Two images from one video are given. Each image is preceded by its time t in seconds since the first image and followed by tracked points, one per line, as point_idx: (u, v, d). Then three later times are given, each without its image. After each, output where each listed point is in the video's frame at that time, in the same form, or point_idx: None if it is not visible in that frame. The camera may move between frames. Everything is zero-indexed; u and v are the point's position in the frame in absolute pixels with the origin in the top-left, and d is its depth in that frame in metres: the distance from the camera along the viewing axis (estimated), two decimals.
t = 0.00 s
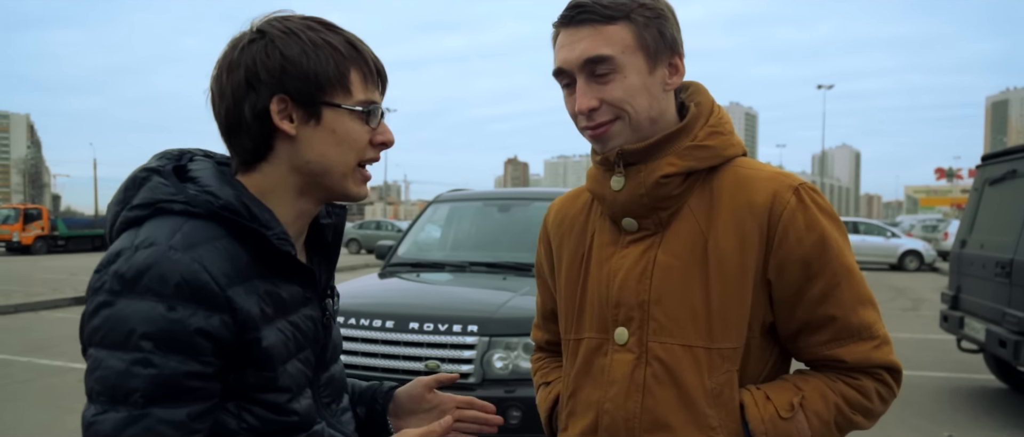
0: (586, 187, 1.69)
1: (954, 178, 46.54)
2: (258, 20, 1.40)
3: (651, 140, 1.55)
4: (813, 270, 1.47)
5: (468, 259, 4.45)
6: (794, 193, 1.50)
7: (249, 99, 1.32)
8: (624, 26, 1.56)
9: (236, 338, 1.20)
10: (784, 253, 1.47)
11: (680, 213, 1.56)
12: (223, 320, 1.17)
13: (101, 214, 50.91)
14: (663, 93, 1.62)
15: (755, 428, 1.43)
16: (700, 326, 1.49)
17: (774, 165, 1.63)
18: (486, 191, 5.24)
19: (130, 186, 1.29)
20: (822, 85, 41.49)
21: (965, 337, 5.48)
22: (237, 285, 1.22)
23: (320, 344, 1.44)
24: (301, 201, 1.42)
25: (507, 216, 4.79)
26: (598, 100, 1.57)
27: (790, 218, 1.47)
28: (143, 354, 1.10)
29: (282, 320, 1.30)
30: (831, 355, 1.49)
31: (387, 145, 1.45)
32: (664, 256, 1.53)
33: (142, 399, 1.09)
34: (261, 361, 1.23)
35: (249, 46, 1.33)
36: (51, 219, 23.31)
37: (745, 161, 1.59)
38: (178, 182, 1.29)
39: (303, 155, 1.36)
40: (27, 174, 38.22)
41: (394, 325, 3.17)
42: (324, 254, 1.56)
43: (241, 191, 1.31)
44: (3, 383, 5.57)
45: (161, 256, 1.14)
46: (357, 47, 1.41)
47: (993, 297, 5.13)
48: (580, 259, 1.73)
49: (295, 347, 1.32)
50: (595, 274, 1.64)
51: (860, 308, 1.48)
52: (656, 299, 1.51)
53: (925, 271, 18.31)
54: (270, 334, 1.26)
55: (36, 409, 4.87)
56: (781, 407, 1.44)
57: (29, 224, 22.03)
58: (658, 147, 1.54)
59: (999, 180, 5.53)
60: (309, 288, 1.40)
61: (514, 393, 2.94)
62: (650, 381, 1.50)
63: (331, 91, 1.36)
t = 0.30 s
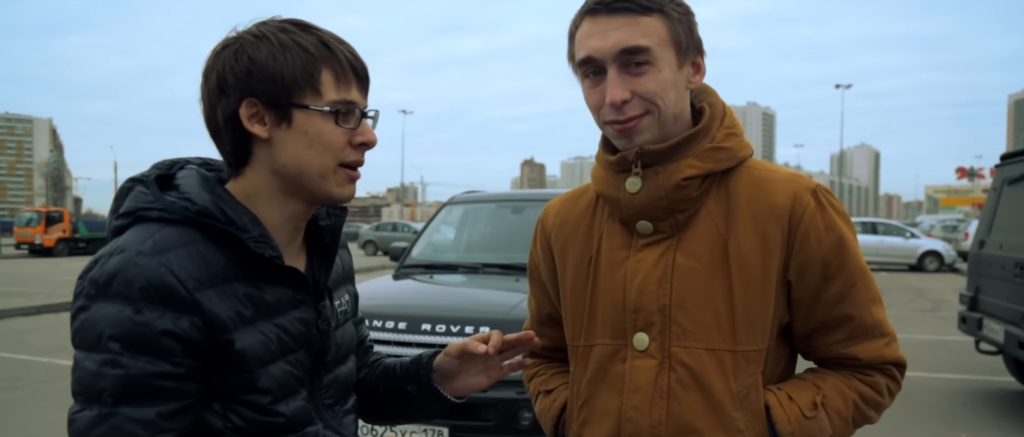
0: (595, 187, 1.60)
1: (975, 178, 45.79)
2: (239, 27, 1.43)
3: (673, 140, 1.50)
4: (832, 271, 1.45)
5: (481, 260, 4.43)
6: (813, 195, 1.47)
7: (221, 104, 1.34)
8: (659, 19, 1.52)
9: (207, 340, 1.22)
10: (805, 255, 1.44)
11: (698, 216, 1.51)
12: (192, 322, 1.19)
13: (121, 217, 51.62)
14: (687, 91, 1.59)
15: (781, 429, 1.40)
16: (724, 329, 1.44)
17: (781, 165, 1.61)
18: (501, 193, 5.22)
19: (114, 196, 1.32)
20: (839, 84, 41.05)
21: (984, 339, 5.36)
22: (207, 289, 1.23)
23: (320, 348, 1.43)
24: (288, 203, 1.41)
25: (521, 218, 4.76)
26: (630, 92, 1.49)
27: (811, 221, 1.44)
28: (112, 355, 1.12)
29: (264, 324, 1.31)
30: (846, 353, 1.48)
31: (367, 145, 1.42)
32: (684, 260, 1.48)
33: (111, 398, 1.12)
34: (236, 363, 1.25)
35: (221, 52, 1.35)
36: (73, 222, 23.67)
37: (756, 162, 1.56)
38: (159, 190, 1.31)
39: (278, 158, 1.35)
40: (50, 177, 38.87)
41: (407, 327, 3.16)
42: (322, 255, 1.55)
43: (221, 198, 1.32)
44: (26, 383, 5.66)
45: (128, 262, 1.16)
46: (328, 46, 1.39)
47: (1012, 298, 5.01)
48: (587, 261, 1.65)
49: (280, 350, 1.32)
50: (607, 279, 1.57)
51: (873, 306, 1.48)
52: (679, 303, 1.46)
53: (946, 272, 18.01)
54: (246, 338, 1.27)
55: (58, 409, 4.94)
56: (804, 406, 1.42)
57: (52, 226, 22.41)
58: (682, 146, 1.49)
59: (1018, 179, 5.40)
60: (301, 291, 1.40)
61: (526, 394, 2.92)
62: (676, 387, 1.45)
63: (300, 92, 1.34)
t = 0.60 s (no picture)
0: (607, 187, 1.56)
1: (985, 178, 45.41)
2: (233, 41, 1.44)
3: (692, 141, 1.46)
4: (847, 276, 1.42)
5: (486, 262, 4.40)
6: (829, 200, 1.44)
7: (215, 125, 1.37)
8: (686, 16, 1.49)
9: (177, 340, 1.25)
10: (822, 261, 1.41)
11: (712, 220, 1.47)
12: (161, 323, 1.23)
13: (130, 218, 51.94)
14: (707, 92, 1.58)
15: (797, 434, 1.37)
16: (739, 332, 1.42)
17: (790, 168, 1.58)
18: (506, 194, 5.19)
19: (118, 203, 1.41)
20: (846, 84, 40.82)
21: (991, 341, 5.30)
22: (181, 291, 1.27)
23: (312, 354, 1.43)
24: (289, 213, 1.41)
25: (526, 220, 4.74)
26: (656, 89, 1.46)
27: (828, 226, 1.41)
28: (84, 350, 1.17)
29: (245, 327, 1.33)
30: (855, 358, 1.45)
31: (364, 156, 1.38)
32: (699, 263, 1.45)
33: (81, 390, 1.17)
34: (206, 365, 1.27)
35: (212, 72, 1.38)
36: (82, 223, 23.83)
37: (770, 166, 1.53)
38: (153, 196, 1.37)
39: (274, 175, 1.35)
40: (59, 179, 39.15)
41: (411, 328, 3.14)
42: (322, 260, 1.52)
43: (207, 203, 1.36)
44: (33, 383, 5.69)
45: (104, 263, 1.22)
46: (315, 60, 1.37)
47: (1020, 300, 4.95)
48: (596, 263, 1.61)
49: (261, 354, 1.34)
50: (620, 282, 1.53)
51: (883, 312, 1.45)
52: (695, 307, 1.43)
53: (955, 273, 17.85)
54: (220, 340, 1.29)
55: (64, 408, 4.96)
56: (817, 411, 1.39)
57: (61, 228, 22.59)
58: (701, 148, 1.45)
59: None
60: (292, 296, 1.41)
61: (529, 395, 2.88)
62: (691, 392, 1.41)
63: (288, 111, 1.34)
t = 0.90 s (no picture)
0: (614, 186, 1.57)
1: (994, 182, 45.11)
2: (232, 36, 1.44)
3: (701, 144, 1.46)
4: (857, 282, 1.40)
5: (490, 263, 4.41)
6: (840, 205, 1.41)
7: (209, 120, 1.37)
8: (692, 17, 1.48)
9: (158, 342, 1.25)
10: (830, 266, 1.39)
11: (721, 222, 1.47)
12: (141, 324, 1.23)
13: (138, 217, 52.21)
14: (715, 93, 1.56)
15: None
16: (743, 338, 1.41)
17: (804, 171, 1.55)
18: (511, 195, 5.19)
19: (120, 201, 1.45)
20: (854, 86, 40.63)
21: (996, 345, 5.26)
22: (164, 292, 1.27)
23: (305, 358, 1.41)
24: (284, 215, 1.40)
25: (530, 221, 4.74)
26: (660, 92, 1.46)
27: (839, 232, 1.39)
28: (65, 349, 1.20)
29: (232, 331, 1.32)
30: (864, 367, 1.43)
31: (362, 157, 1.39)
32: (705, 267, 1.44)
33: (63, 389, 1.20)
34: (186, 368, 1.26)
35: (209, 66, 1.38)
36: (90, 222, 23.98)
37: (783, 168, 1.50)
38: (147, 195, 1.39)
39: (268, 173, 1.35)
40: (68, 178, 39.41)
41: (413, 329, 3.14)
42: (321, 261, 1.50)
43: (199, 203, 1.37)
44: (42, 381, 5.73)
45: (88, 263, 1.24)
46: (313, 56, 1.36)
47: None
48: (604, 262, 1.62)
49: (248, 358, 1.32)
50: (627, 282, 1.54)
51: (894, 320, 1.42)
52: (700, 311, 1.43)
53: (963, 277, 17.74)
54: (203, 343, 1.28)
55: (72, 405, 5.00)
56: (822, 420, 1.38)
57: (69, 226, 22.74)
58: (709, 150, 1.45)
59: None
60: (286, 300, 1.40)
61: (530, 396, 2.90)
62: (693, 397, 1.41)
63: (283, 107, 1.33)
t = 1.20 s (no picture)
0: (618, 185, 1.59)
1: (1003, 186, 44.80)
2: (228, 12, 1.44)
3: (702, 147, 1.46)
4: (859, 289, 1.38)
5: (494, 263, 4.41)
6: (844, 209, 1.40)
7: (203, 95, 1.36)
8: (689, 20, 1.48)
9: (153, 347, 1.23)
10: (831, 272, 1.38)
11: (722, 226, 1.47)
12: (135, 327, 1.21)
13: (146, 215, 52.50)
14: (717, 95, 1.54)
15: None
16: (741, 343, 1.41)
17: (813, 175, 1.53)
18: (516, 196, 5.20)
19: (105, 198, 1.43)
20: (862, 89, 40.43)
21: (1002, 350, 5.22)
22: (160, 293, 1.25)
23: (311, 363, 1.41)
24: (280, 201, 1.40)
25: (535, 221, 4.74)
26: (656, 98, 1.46)
27: (840, 236, 1.38)
28: (53, 358, 1.17)
29: (234, 333, 1.31)
30: (868, 376, 1.41)
31: (361, 137, 1.40)
32: (704, 270, 1.44)
33: (51, 400, 1.17)
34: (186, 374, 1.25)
35: (205, 39, 1.37)
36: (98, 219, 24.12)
37: (789, 171, 1.49)
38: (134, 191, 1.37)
39: (264, 152, 1.35)
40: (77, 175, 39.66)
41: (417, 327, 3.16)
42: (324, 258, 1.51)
43: (192, 196, 1.35)
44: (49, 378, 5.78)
45: (76, 262, 1.21)
46: (315, 32, 1.37)
47: None
48: (609, 263, 1.62)
49: (251, 363, 1.32)
50: (628, 283, 1.54)
51: (900, 329, 1.40)
52: (696, 314, 1.43)
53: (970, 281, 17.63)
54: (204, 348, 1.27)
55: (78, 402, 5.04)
56: (819, 428, 1.37)
57: (78, 223, 22.89)
58: (710, 153, 1.45)
59: None
60: (287, 300, 1.39)
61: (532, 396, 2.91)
62: (687, 400, 1.42)
63: (282, 81, 1.34)
